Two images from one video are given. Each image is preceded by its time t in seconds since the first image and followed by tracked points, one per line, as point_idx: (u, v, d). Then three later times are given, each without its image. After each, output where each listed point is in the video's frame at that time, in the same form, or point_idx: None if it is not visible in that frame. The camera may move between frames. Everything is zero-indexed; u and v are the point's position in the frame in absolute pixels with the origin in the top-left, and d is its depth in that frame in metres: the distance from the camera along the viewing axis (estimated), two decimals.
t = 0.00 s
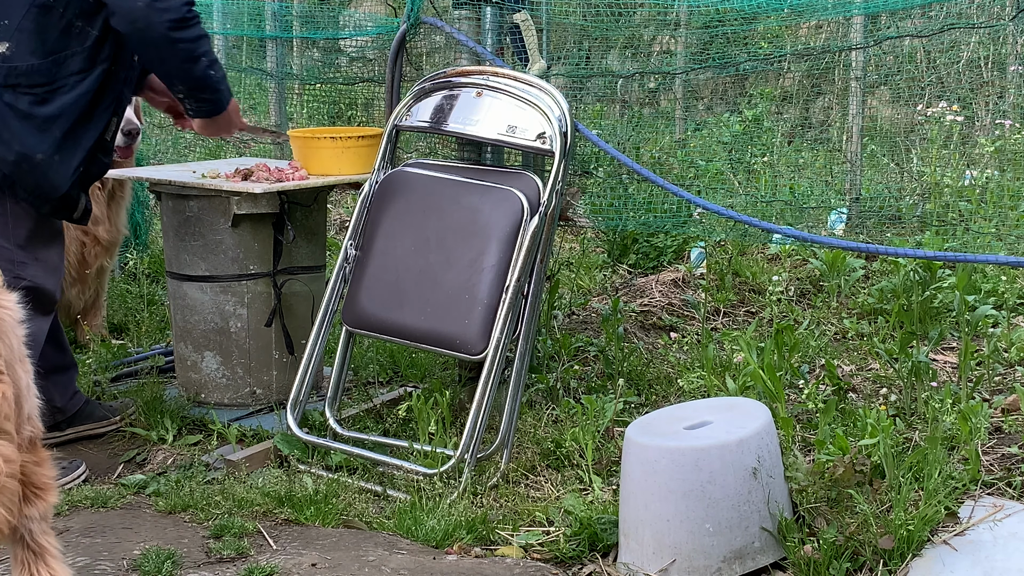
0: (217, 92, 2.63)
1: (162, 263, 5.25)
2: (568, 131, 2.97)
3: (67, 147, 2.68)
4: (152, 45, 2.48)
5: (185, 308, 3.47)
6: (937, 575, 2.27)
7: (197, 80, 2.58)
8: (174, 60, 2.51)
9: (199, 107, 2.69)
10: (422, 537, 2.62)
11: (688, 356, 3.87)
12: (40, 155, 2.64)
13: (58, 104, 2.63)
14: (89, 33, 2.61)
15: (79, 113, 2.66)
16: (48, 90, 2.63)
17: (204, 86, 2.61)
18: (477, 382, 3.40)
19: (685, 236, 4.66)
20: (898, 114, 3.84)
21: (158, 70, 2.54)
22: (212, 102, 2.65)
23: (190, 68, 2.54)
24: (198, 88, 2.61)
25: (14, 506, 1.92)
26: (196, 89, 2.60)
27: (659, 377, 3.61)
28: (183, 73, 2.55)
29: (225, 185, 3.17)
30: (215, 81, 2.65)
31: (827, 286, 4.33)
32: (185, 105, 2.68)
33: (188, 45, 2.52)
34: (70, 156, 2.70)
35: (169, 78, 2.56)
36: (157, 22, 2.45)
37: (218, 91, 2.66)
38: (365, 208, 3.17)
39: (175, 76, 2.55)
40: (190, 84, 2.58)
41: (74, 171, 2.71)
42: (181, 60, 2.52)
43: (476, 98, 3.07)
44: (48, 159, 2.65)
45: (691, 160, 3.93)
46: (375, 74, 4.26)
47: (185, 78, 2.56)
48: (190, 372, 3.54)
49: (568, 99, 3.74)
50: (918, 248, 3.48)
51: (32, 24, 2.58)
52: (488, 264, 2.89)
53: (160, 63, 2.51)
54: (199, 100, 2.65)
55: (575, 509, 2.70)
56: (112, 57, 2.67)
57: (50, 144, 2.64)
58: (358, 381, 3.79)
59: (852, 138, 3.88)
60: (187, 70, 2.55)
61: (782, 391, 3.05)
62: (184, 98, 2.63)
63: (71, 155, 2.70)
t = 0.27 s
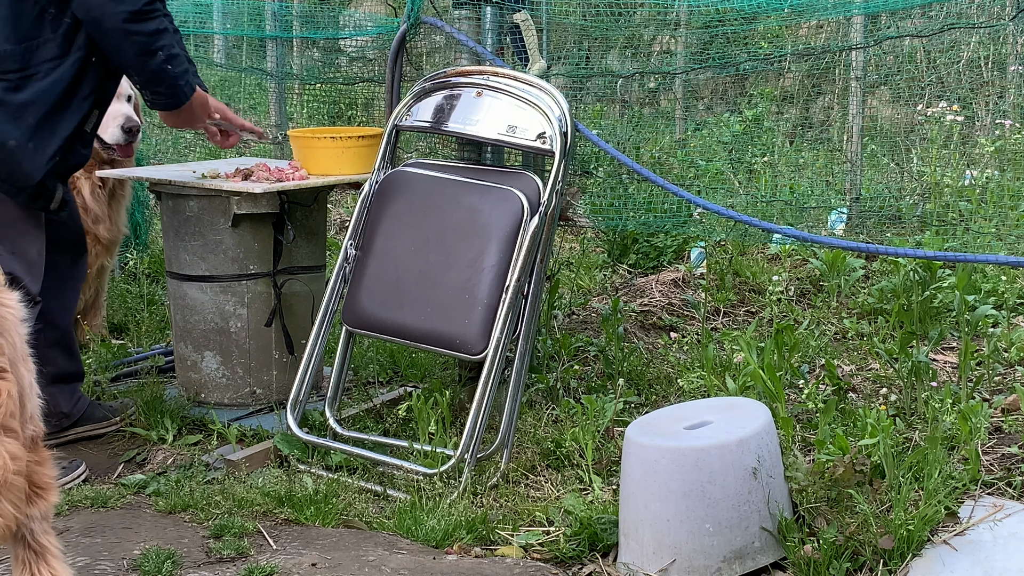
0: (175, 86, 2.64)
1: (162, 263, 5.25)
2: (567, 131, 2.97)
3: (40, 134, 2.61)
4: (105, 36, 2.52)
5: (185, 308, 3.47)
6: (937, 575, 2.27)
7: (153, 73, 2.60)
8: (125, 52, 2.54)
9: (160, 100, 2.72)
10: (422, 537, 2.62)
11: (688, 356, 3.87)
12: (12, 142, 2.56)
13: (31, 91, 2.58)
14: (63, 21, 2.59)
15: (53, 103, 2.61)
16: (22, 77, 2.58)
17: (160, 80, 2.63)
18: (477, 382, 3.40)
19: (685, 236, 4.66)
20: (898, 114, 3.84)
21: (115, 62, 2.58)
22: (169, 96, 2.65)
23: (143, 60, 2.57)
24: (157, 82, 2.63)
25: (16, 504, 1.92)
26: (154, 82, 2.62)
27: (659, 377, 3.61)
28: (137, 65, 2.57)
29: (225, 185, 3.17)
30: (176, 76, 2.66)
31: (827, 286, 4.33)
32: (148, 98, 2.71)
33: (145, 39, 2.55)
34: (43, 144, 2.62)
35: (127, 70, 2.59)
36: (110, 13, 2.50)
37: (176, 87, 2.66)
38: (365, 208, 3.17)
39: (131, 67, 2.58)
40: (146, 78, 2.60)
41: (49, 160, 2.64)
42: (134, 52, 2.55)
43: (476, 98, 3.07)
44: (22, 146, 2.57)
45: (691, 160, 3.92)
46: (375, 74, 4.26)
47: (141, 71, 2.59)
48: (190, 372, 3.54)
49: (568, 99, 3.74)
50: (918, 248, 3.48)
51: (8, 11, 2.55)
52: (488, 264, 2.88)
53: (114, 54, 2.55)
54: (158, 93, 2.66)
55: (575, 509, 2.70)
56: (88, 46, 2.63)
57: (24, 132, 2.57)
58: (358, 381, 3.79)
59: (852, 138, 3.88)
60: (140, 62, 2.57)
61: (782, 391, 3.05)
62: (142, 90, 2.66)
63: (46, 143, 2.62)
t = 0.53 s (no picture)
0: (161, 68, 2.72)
1: (162, 263, 5.25)
2: (567, 131, 2.97)
3: (24, 123, 2.65)
4: (87, 22, 2.61)
5: (185, 308, 3.47)
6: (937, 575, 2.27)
7: (137, 55, 2.67)
8: (107, 36, 2.62)
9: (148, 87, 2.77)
10: (422, 537, 2.62)
11: (688, 356, 3.87)
12: None
13: (15, 80, 2.65)
14: (47, 11, 2.68)
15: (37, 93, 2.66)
16: (7, 68, 2.67)
17: (148, 64, 2.71)
18: (477, 382, 3.40)
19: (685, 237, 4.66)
20: (898, 114, 3.84)
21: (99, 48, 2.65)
22: (157, 79, 2.74)
23: (126, 44, 2.65)
24: (142, 65, 2.70)
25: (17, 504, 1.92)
26: (140, 66, 2.69)
27: (659, 377, 3.61)
28: (119, 49, 2.64)
29: (225, 186, 3.17)
30: (161, 60, 2.74)
31: (827, 286, 4.33)
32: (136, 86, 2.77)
33: (126, 23, 2.64)
34: (27, 133, 2.66)
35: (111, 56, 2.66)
36: None
37: (164, 70, 2.75)
38: (365, 208, 3.17)
39: (115, 53, 2.65)
40: (133, 63, 2.68)
41: (34, 149, 2.66)
42: (115, 37, 2.63)
43: (476, 98, 3.07)
44: (6, 135, 2.62)
45: (691, 160, 3.92)
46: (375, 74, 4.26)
47: (125, 56, 2.66)
48: (190, 372, 3.54)
49: (568, 99, 3.73)
50: (917, 248, 3.48)
51: None
52: (488, 264, 2.88)
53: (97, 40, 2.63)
54: (145, 77, 2.73)
55: (575, 509, 2.70)
56: (73, 35, 2.70)
57: (8, 121, 2.63)
58: (358, 381, 3.79)
59: (852, 138, 3.88)
60: (122, 46, 2.64)
61: (782, 391, 3.05)
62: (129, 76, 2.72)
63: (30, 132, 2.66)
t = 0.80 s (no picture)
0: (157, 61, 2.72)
1: (162, 263, 5.25)
2: (568, 131, 2.97)
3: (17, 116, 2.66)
4: (81, 16, 2.61)
5: (185, 308, 3.47)
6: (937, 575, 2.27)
7: (132, 48, 2.67)
8: (100, 29, 2.62)
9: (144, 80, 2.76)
10: (422, 537, 2.62)
11: (688, 356, 3.87)
12: None
13: (9, 74, 2.65)
14: (41, 6, 2.68)
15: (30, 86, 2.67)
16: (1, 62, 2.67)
17: (143, 57, 2.70)
18: (477, 382, 3.40)
19: (685, 237, 4.66)
20: (898, 114, 3.84)
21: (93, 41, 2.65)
22: (154, 72, 2.73)
23: (121, 37, 2.65)
24: (137, 58, 2.69)
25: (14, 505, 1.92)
26: (135, 58, 2.69)
27: (659, 377, 3.61)
28: (113, 42, 2.64)
29: (225, 186, 3.17)
30: (157, 52, 2.73)
31: (827, 286, 4.33)
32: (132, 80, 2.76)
33: (119, 16, 2.64)
34: (20, 126, 2.67)
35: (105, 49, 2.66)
36: None
37: (159, 62, 2.74)
38: (365, 208, 3.17)
39: (109, 46, 2.65)
40: (128, 56, 2.68)
41: (28, 143, 2.69)
42: (108, 30, 2.63)
43: (476, 98, 3.06)
44: None
45: (691, 160, 3.92)
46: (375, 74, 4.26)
47: (120, 49, 2.66)
48: (190, 372, 3.54)
49: (568, 99, 3.73)
50: (918, 248, 3.48)
51: None
52: (488, 263, 2.89)
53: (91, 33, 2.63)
54: (141, 70, 2.72)
55: (575, 509, 2.70)
56: (67, 28, 2.71)
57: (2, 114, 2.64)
58: (358, 381, 3.79)
59: (852, 138, 3.88)
60: (116, 39, 2.64)
61: (782, 391, 3.05)
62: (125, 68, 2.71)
63: (23, 125, 2.67)
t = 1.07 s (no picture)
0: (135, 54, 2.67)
1: (162, 263, 5.25)
2: (567, 131, 2.97)
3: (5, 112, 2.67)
4: (59, 8, 2.61)
5: (185, 308, 3.46)
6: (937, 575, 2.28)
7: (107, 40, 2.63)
8: (77, 20, 2.61)
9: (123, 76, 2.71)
10: (422, 537, 2.62)
11: (688, 356, 3.87)
12: None
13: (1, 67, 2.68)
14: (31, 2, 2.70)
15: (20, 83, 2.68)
16: None
17: (120, 50, 2.66)
18: (476, 382, 3.40)
19: (685, 237, 4.66)
20: (898, 114, 3.84)
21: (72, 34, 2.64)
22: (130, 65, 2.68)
23: (96, 29, 2.62)
24: (113, 50, 2.65)
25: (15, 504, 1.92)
26: (111, 51, 2.65)
27: (659, 377, 3.61)
28: (88, 33, 2.62)
29: (225, 185, 3.17)
30: (135, 46, 2.68)
31: (827, 286, 4.33)
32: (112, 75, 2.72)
33: (96, 7, 2.62)
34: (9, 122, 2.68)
35: (83, 41, 2.64)
36: None
37: (137, 56, 2.69)
38: (365, 209, 3.17)
39: (85, 38, 2.63)
40: (103, 48, 2.64)
41: (20, 136, 2.69)
42: (85, 21, 2.61)
43: (476, 98, 3.07)
44: None
45: (691, 160, 3.92)
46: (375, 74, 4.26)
47: (94, 41, 2.63)
48: (190, 372, 3.54)
49: (568, 99, 3.73)
50: (917, 248, 3.48)
51: None
52: (488, 263, 2.88)
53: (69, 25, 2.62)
54: (118, 63, 2.67)
55: (575, 509, 2.70)
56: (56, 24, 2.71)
57: None
58: (358, 381, 3.79)
59: (852, 138, 3.88)
60: (91, 30, 2.62)
61: (782, 391, 3.05)
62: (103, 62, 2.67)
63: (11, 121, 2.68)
